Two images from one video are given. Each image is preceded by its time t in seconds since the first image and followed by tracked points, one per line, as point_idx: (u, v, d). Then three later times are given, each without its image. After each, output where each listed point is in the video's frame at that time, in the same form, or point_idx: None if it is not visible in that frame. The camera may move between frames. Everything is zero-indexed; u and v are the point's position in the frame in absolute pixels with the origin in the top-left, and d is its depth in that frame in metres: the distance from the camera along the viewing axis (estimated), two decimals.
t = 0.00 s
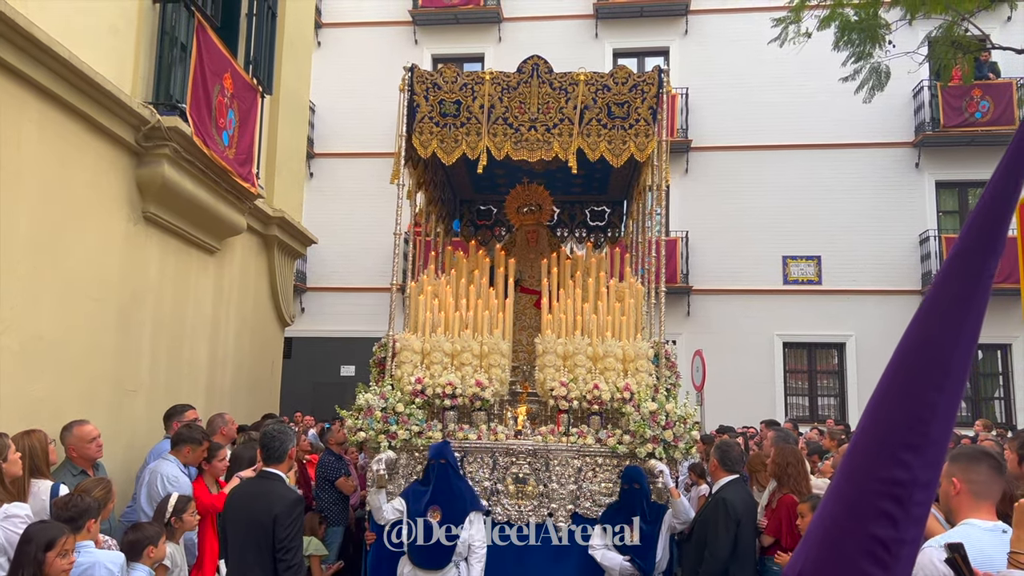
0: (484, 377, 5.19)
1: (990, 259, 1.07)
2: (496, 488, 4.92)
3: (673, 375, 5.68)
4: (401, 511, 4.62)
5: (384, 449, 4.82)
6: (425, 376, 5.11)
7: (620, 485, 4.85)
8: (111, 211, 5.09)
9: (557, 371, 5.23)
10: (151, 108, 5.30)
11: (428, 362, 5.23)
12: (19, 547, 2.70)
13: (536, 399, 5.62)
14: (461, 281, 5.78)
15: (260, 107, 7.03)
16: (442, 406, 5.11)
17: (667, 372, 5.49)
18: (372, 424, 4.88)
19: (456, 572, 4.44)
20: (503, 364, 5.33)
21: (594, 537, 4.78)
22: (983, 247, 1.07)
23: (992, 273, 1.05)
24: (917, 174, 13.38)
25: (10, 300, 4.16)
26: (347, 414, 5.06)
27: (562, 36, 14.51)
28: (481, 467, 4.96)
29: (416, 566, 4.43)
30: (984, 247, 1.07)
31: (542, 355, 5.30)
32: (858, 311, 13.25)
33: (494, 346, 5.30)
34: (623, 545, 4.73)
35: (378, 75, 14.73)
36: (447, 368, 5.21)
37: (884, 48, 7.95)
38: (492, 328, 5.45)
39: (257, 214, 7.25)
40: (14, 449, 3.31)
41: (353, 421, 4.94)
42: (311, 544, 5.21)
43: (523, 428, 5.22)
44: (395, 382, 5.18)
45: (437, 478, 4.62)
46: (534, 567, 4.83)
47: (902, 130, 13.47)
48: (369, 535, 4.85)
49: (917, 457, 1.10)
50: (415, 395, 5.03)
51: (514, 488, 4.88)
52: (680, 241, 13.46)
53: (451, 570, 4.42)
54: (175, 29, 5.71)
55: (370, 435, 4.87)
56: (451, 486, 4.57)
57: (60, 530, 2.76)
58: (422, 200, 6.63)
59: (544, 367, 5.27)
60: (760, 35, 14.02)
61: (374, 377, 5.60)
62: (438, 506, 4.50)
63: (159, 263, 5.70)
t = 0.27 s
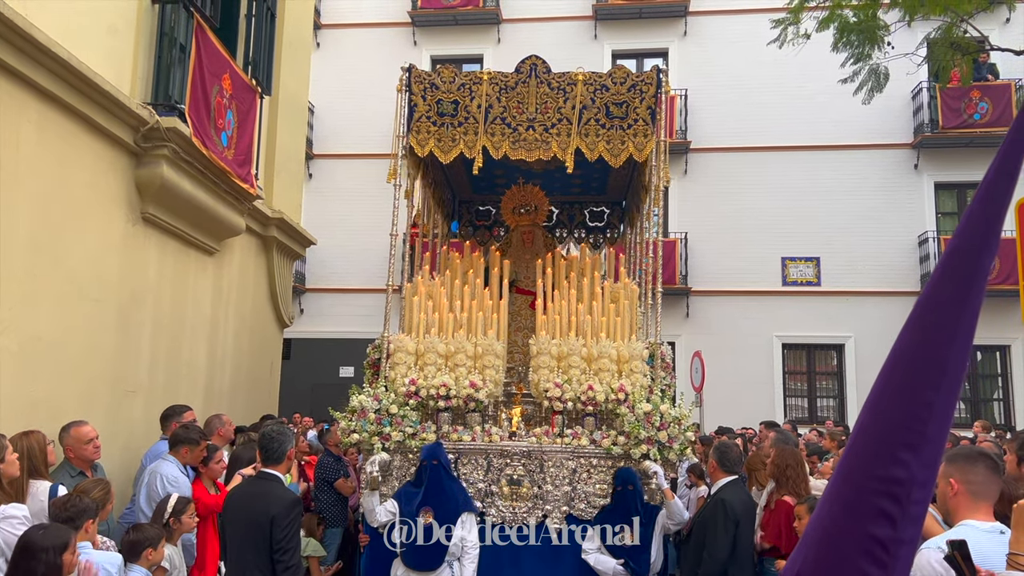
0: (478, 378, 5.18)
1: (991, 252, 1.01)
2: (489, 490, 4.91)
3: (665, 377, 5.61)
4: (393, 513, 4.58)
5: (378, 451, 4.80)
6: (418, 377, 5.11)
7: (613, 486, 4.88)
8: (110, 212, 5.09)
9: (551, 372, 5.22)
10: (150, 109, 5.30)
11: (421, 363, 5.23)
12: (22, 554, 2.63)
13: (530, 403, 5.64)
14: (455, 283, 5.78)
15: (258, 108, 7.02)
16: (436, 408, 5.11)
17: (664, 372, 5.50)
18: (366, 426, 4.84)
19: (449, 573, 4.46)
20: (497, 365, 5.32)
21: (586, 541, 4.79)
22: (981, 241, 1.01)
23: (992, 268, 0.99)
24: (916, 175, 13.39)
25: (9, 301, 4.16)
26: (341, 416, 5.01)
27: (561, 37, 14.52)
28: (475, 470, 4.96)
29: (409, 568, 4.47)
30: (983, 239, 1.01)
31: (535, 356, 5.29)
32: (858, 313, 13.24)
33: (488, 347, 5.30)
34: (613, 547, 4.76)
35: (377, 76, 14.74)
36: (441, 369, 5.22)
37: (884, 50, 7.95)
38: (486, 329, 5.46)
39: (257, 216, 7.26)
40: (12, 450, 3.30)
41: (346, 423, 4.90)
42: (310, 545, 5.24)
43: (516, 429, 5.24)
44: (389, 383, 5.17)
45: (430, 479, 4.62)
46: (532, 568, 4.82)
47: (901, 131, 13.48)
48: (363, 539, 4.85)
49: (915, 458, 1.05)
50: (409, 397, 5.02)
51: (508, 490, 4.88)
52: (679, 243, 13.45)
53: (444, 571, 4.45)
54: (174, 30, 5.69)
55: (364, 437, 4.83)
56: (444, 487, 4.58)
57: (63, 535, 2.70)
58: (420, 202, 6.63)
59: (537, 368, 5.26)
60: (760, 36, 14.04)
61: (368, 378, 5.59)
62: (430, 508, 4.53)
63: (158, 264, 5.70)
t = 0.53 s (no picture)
0: (477, 378, 5.18)
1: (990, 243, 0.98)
2: (489, 490, 4.91)
3: (665, 377, 5.59)
4: (387, 514, 4.61)
5: (376, 451, 4.80)
6: (418, 377, 5.11)
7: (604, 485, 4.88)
8: (110, 212, 5.09)
9: (551, 372, 5.22)
10: (149, 109, 5.30)
11: (420, 363, 5.23)
12: (27, 555, 2.62)
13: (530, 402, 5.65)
14: (455, 282, 5.77)
15: (258, 108, 7.01)
16: (435, 408, 5.10)
17: (664, 372, 5.50)
18: (364, 426, 4.84)
19: (445, 572, 4.48)
20: (496, 365, 5.32)
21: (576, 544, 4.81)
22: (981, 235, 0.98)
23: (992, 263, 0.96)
24: (915, 176, 13.40)
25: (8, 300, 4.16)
26: (340, 416, 5.01)
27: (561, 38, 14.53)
28: (474, 470, 4.95)
29: (405, 568, 4.46)
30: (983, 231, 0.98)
31: (535, 356, 5.29)
32: (857, 313, 13.24)
33: (488, 347, 5.30)
34: (606, 547, 4.77)
35: (377, 76, 14.74)
36: (440, 369, 5.22)
37: (883, 51, 7.96)
38: (485, 329, 5.46)
39: (257, 216, 7.26)
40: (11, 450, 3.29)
41: (345, 423, 4.90)
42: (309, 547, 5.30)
43: (515, 429, 5.24)
44: (389, 383, 5.17)
45: (423, 480, 4.63)
46: (531, 568, 4.83)
47: (900, 132, 13.49)
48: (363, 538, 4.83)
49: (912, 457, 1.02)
50: (408, 397, 5.01)
51: (507, 490, 4.88)
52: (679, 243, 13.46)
53: (440, 570, 4.46)
54: (174, 30, 5.67)
55: (362, 437, 4.83)
56: (437, 487, 4.59)
57: (66, 536, 2.71)
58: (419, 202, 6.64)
59: (537, 368, 5.26)
60: (759, 37, 14.04)
61: (367, 378, 5.59)
62: (424, 509, 4.52)
63: (157, 263, 5.70)
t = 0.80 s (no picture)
0: (482, 378, 5.18)
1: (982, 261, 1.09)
2: (493, 490, 4.91)
3: (672, 376, 5.73)
4: (388, 513, 4.63)
5: (381, 451, 4.80)
6: (422, 376, 5.09)
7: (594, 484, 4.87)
8: (109, 211, 5.08)
9: (556, 371, 5.21)
10: (149, 108, 5.29)
11: (425, 362, 5.22)
12: (28, 555, 2.61)
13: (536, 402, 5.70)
14: (459, 281, 5.76)
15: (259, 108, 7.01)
16: (439, 408, 5.10)
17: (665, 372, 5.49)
18: (368, 425, 4.83)
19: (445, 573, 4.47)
20: (500, 365, 5.32)
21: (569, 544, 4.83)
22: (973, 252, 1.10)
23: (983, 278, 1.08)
24: (916, 176, 13.40)
25: (9, 299, 4.16)
26: (342, 415, 4.98)
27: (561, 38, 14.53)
28: (478, 470, 4.95)
29: (405, 569, 4.45)
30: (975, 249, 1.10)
31: (540, 356, 5.29)
32: (858, 314, 13.24)
33: (492, 347, 5.30)
34: (601, 547, 4.75)
35: (377, 76, 14.74)
36: (445, 368, 5.20)
37: (884, 51, 7.95)
38: (489, 328, 5.45)
39: (257, 216, 7.26)
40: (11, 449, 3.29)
41: (348, 422, 4.87)
42: (311, 549, 5.29)
43: (519, 429, 5.24)
44: (392, 382, 5.16)
45: (422, 480, 4.62)
46: (533, 567, 4.86)
47: (901, 132, 13.48)
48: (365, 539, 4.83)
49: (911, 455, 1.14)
50: (412, 397, 5.02)
51: (511, 490, 4.87)
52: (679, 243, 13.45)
53: (440, 571, 4.46)
54: (174, 30, 5.70)
55: (366, 437, 4.82)
56: (436, 487, 4.59)
57: (68, 534, 2.72)
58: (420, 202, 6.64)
59: (542, 368, 5.25)
60: (759, 37, 14.04)
61: (370, 378, 5.58)
62: (423, 508, 4.53)
63: (158, 264, 5.70)
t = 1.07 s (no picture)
0: (483, 378, 5.19)
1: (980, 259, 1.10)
2: (494, 490, 4.91)
3: (672, 377, 5.63)
4: (392, 513, 4.60)
5: (381, 450, 4.80)
6: (423, 376, 5.10)
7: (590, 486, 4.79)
8: (110, 211, 5.08)
9: (557, 371, 5.21)
10: (150, 108, 5.28)
11: (426, 362, 5.22)
12: (28, 552, 2.61)
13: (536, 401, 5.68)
14: (460, 281, 5.77)
15: (259, 108, 7.01)
16: (440, 407, 5.11)
17: (667, 372, 5.50)
18: (369, 425, 4.84)
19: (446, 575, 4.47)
20: (502, 365, 5.33)
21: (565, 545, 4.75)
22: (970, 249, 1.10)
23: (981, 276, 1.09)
24: (916, 176, 13.39)
25: (10, 298, 4.16)
26: (343, 415, 5.00)
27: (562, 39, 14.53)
28: (479, 470, 4.96)
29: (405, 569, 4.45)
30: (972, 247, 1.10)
31: (541, 356, 5.30)
32: (858, 314, 13.24)
33: (493, 346, 5.30)
34: (596, 547, 4.66)
35: (378, 76, 14.75)
36: (445, 368, 5.21)
37: (885, 51, 7.96)
38: (490, 328, 5.45)
39: (258, 216, 7.26)
40: (12, 449, 3.29)
41: (349, 422, 4.89)
42: (311, 551, 5.20)
43: (521, 429, 5.23)
44: (394, 382, 5.17)
45: (428, 480, 4.60)
46: (533, 568, 4.81)
47: (901, 132, 13.48)
48: (366, 539, 4.80)
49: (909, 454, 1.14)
50: (413, 396, 5.03)
51: (512, 491, 4.86)
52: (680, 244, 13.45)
53: (441, 572, 4.46)
54: (176, 29, 5.69)
55: (367, 436, 4.82)
56: (442, 488, 4.56)
57: (68, 534, 2.71)
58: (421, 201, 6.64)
59: (544, 368, 5.26)
60: (760, 37, 14.05)
61: (370, 377, 5.58)
62: (427, 509, 4.50)
63: (158, 264, 5.69)
